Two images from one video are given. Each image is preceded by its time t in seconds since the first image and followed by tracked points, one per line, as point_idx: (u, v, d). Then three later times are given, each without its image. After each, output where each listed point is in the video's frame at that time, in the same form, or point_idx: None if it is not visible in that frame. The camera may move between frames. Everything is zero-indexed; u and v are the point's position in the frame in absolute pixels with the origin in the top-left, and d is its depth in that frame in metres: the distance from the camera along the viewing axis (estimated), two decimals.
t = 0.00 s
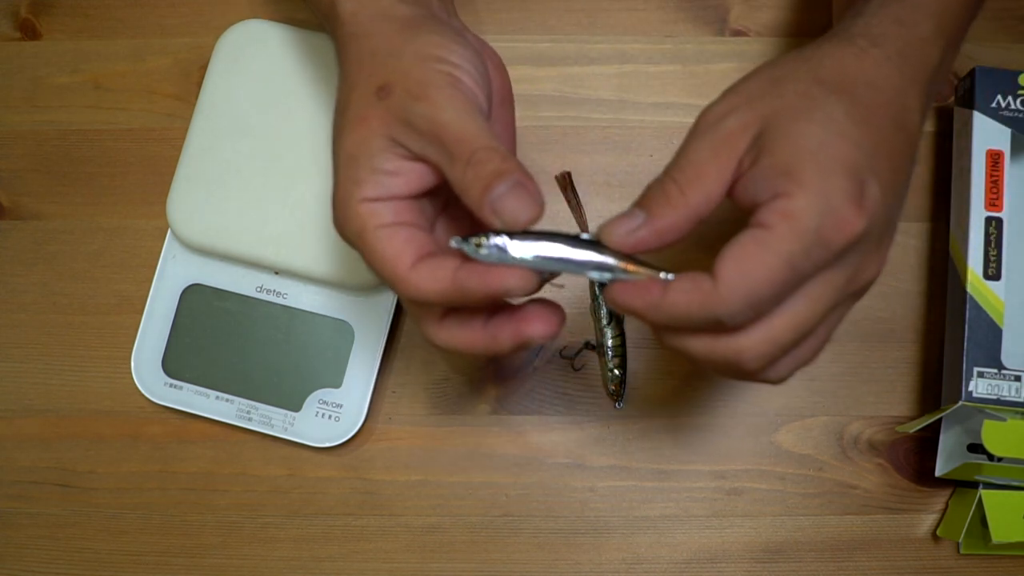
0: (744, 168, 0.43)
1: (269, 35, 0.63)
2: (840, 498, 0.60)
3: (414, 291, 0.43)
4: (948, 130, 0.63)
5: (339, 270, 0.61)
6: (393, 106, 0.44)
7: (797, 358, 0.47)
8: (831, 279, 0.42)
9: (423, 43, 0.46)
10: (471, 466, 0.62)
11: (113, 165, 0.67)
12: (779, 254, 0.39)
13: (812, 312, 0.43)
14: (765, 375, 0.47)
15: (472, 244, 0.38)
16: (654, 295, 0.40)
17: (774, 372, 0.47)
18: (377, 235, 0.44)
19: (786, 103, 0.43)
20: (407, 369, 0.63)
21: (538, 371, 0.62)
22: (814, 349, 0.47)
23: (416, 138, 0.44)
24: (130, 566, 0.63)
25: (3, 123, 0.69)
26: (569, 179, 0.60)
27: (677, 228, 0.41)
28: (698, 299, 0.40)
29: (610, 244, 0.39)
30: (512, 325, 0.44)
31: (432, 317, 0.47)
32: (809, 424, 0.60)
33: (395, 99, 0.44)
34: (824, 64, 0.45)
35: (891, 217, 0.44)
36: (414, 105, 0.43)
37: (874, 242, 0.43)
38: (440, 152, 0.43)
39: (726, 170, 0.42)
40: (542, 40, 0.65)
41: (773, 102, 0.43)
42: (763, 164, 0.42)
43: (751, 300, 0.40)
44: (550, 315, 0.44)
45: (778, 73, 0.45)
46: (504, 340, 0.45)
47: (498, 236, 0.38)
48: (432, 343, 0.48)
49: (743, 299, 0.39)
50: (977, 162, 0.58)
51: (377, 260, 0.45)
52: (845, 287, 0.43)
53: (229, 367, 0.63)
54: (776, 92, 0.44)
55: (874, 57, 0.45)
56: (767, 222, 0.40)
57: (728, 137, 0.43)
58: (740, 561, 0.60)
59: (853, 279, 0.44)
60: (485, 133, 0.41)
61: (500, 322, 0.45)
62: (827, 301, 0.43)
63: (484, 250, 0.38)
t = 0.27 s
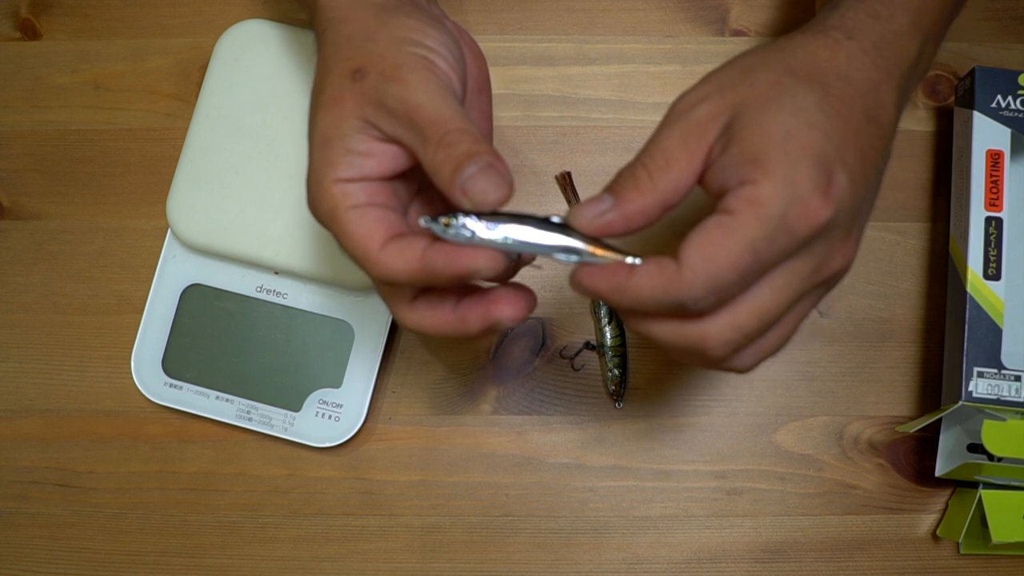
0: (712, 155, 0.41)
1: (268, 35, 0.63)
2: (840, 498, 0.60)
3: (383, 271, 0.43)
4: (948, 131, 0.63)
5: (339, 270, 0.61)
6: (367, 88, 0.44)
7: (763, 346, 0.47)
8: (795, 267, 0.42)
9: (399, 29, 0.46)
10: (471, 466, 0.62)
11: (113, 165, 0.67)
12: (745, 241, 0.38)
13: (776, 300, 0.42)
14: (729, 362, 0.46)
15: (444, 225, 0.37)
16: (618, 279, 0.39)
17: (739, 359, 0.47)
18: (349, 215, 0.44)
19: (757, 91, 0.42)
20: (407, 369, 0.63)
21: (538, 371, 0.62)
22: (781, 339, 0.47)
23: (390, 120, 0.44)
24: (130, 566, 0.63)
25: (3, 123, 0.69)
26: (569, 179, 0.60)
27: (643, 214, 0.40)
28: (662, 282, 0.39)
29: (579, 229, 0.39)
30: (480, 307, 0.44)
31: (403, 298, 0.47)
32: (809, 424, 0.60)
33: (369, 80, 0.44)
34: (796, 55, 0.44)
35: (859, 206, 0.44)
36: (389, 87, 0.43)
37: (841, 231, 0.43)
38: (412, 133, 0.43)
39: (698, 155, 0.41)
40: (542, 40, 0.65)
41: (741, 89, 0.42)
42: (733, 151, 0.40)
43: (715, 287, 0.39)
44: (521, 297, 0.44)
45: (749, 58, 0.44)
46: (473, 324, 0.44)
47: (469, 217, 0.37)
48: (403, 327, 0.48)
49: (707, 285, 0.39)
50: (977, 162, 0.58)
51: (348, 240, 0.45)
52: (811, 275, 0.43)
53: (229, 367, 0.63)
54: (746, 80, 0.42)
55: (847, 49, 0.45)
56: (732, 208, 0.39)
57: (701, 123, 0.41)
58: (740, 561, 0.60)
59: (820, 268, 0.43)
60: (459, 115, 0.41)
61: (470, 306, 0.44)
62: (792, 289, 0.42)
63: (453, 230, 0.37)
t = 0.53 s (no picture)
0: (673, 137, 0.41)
1: (268, 36, 0.63)
2: (840, 498, 0.60)
3: (351, 248, 0.43)
4: (948, 131, 0.63)
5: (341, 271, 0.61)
6: (341, 70, 0.45)
7: (722, 329, 0.46)
8: (753, 250, 0.41)
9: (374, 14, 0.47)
10: (471, 466, 0.62)
11: (113, 165, 0.67)
12: (700, 221, 0.38)
13: (733, 283, 0.42)
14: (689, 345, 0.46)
15: (409, 205, 0.39)
16: (576, 255, 0.40)
17: (696, 341, 0.46)
18: (319, 192, 0.44)
19: (722, 76, 0.41)
20: (407, 368, 0.63)
21: (538, 371, 0.62)
22: (742, 322, 0.47)
23: (361, 101, 0.44)
24: (130, 566, 0.63)
25: (3, 123, 0.69)
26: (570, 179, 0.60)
27: (602, 194, 0.40)
28: (617, 260, 0.39)
29: (542, 207, 0.40)
30: (447, 285, 0.44)
31: (371, 276, 0.47)
32: (809, 424, 0.60)
33: (342, 61, 0.45)
34: (764, 43, 0.44)
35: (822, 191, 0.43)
36: (361, 68, 0.44)
37: (801, 216, 0.42)
38: (383, 114, 0.43)
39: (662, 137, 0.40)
40: (542, 40, 0.65)
41: (709, 74, 0.41)
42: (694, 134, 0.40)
43: (670, 266, 0.39)
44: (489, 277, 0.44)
45: (718, 45, 0.44)
46: (439, 302, 0.45)
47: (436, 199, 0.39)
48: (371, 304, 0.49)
49: (662, 264, 0.38)
50: (977, 162, 0.58)
51: (316, 217, 0.45)
52: (771, 260, 0.42)
53: (229, 367, 0.63)
54: (713, 66, 0.42)
55: (815, 39, 0.45)
56: (689, 188, 0.38)
57: (666, 106, 0.41)
58: (740, 561, 0.60)
59: (779, 254, 0.43)
60: (428, 97, 0.42)
61: (436, 284, 0.45)
62: (750, 273, 0.42)
63: (416, 209, 0.39)
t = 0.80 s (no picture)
0: (666, 128, 0.41)
1: (267, 36, 0.63)
2: (840, 498, 0.60)
3: (347, 243, 0.43)
4: (948, 130, 0.63)
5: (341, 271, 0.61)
6: (336, 66, 0.45)
7: (714, 318, 0.47)
8: (743, 241, 0.42)
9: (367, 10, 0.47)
10: (471, 466, 0.62)
11: (113, 165, 0.67)
12: (692, 210, 0.38)
13: (724, 273, 0.42)
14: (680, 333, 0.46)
15: (404, 200, 0.39)
16: (571, 243, 0.40)
17: (687, 329, 0.46)
18: (315, 187, 0.44)
19: (712, 68, 0.41)
20: (407, 368, 0.63)
21: (538, 371, 0.62)
22: (732, 312, 0.47)
23: (356, 96, 0.44)
24: (130, 566, 0.63)
25: (3, 123, 0.69)
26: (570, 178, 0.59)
27: (596, 184, 0.40)
28: (609, 249, 0.39)
29: (537, 197, 0.40)
30: (441, 279, 0.45)
31: (366, 272, 0.47)
32: (809, 425, 0.60)
33: (337, 58, 0.45)
34: (754, 34, 0.44)
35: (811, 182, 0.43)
36: (356, 64, 0.44)
37: (791, 207, 0.42)
38: (377, 109, 0.43)
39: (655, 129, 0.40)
40: (542, 40, 0.65)
41: (700, 66, 0.41)
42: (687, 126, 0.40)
43: (663, 255, 0.39)
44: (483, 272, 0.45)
45: (711, 38, 0.44)
46: (434, 296, 0.45)
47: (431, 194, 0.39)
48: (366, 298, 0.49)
49: (654, 253, 0.39)
50: (977, 162, 0.58)
51: (313, 212, 0.45)
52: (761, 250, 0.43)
53: (229, 368, 0.63)
54: (703, 58, 0.42)
55: (813, 36, 0.45)
56: (681, 178, 0.39)
57: (659, 97, 0.41)
58: (740, 561, 0.60)
59: (769, 245, 0.43)
60: (422, 92, 0.42)
61: (431, 278, 0.45)
62: (741, 263, 0.42)
63: (412, 203, 0.39)
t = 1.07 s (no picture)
0: (678, 133, 0.41)
1: (268, 35, 0.63)
2: (840, 498, 0.60)
3: (362, 254, 0.43)
4: (947, 130, 0.63)
5: (340, 270, 0.61)
6: (345, 74, 0.45)
7: (726, 321, 0.47)
8: (756, 245, 0.42)
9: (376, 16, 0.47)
10: (471, 466, 0.62)
11: (113, 165, 0.67)
12: (704, 216, 0.38)
13: (736, 276, 0.42)
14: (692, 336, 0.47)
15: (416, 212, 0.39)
16: (585, 249, 0.40)
17: (700, 333, 0.47)
18: (329, 197, 0.44)
19: (724, 74, 0.42)
20: (407, 368, 0.63)
21: (538, 371, 0.62)
22: (745, 315, 0.47)
23: (367, 104, 0.44)
24: (130, 566, 0.63)
25: (3, 123, 0.69)
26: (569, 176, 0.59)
27: (609, 190, 0.40)
28: (623, 254, 0.39)
29: (549, 203, 0.40)
30: (456, 287, 0.45)
31: (380, 280, 0.47)
32: (809, 425, 0.60)
33: (347, 65, 0.44)
34: (764, 39, 0.44)
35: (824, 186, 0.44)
36: (365, 71, 0.43)
37: (803, 210, 0.42)
38: (389, 117, 0.43)
39: (665, 133, 0.41)
40: (542, 40, 0.65)
41: (712, 71, 0.42)
42: (698, 132, 0.41)
43: (676, 259, 0.39)
44: (498, 278, 0.45)
45: (719, 44, 0.44)
46: (448, 303, 0.45)
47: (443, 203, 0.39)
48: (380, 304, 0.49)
49: (667, 257, 0.39)
50: (977, 162, 0.58)
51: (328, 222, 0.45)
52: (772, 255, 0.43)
53: (229, 368, 0.63)
54: (713, 64, 0.42)
55: (817, 37, 0.45)
56: (694, 183, 0.39)
57: (669, 103, 0.41)
58: (740, 561, 0.60)
59: (782, 248, 0.43)
60: (433, 100, 0.42)
61: (445, 285, 0.45)
62: (753, 266, 0.42)
63: (424, 214, 0.39)
